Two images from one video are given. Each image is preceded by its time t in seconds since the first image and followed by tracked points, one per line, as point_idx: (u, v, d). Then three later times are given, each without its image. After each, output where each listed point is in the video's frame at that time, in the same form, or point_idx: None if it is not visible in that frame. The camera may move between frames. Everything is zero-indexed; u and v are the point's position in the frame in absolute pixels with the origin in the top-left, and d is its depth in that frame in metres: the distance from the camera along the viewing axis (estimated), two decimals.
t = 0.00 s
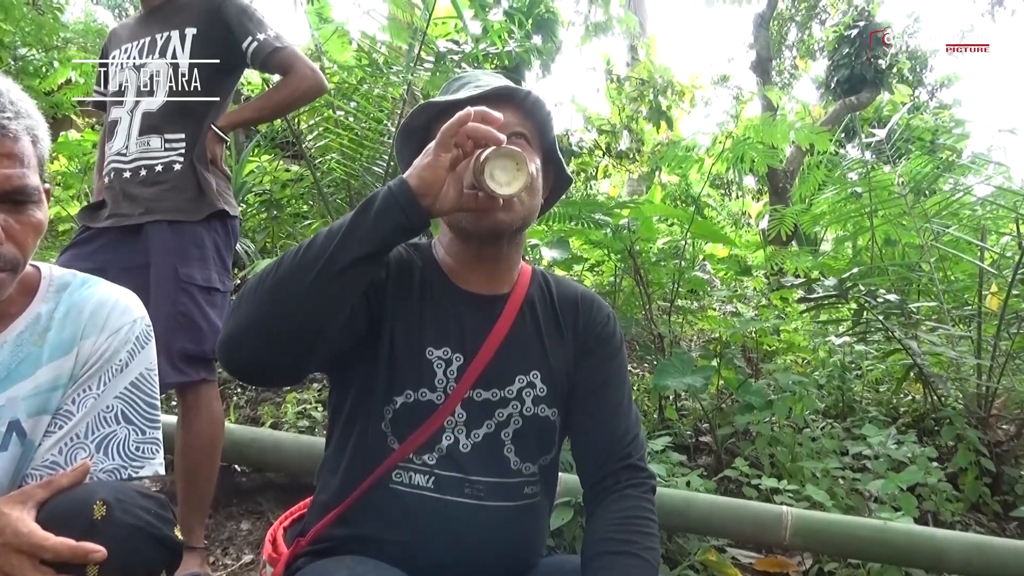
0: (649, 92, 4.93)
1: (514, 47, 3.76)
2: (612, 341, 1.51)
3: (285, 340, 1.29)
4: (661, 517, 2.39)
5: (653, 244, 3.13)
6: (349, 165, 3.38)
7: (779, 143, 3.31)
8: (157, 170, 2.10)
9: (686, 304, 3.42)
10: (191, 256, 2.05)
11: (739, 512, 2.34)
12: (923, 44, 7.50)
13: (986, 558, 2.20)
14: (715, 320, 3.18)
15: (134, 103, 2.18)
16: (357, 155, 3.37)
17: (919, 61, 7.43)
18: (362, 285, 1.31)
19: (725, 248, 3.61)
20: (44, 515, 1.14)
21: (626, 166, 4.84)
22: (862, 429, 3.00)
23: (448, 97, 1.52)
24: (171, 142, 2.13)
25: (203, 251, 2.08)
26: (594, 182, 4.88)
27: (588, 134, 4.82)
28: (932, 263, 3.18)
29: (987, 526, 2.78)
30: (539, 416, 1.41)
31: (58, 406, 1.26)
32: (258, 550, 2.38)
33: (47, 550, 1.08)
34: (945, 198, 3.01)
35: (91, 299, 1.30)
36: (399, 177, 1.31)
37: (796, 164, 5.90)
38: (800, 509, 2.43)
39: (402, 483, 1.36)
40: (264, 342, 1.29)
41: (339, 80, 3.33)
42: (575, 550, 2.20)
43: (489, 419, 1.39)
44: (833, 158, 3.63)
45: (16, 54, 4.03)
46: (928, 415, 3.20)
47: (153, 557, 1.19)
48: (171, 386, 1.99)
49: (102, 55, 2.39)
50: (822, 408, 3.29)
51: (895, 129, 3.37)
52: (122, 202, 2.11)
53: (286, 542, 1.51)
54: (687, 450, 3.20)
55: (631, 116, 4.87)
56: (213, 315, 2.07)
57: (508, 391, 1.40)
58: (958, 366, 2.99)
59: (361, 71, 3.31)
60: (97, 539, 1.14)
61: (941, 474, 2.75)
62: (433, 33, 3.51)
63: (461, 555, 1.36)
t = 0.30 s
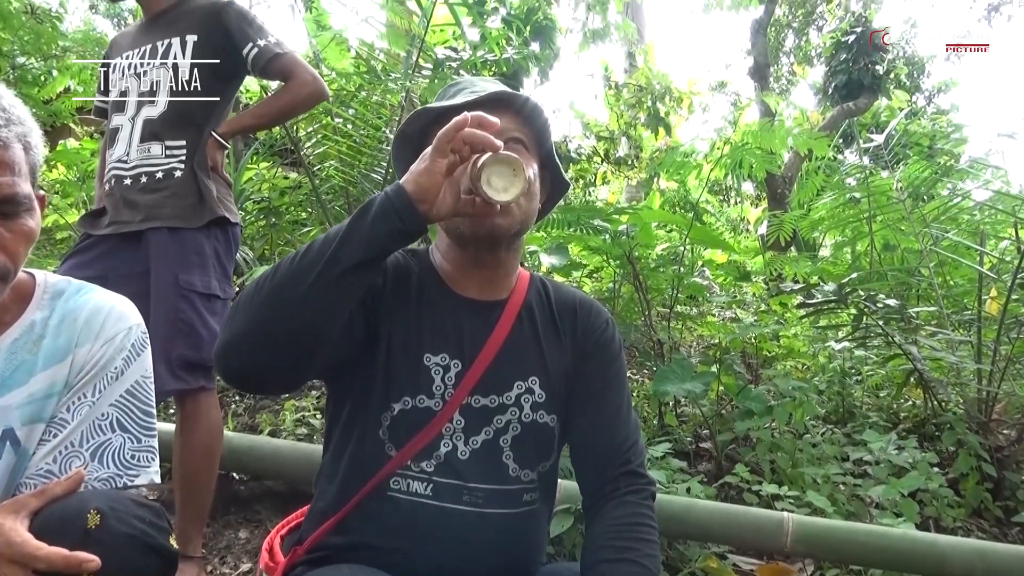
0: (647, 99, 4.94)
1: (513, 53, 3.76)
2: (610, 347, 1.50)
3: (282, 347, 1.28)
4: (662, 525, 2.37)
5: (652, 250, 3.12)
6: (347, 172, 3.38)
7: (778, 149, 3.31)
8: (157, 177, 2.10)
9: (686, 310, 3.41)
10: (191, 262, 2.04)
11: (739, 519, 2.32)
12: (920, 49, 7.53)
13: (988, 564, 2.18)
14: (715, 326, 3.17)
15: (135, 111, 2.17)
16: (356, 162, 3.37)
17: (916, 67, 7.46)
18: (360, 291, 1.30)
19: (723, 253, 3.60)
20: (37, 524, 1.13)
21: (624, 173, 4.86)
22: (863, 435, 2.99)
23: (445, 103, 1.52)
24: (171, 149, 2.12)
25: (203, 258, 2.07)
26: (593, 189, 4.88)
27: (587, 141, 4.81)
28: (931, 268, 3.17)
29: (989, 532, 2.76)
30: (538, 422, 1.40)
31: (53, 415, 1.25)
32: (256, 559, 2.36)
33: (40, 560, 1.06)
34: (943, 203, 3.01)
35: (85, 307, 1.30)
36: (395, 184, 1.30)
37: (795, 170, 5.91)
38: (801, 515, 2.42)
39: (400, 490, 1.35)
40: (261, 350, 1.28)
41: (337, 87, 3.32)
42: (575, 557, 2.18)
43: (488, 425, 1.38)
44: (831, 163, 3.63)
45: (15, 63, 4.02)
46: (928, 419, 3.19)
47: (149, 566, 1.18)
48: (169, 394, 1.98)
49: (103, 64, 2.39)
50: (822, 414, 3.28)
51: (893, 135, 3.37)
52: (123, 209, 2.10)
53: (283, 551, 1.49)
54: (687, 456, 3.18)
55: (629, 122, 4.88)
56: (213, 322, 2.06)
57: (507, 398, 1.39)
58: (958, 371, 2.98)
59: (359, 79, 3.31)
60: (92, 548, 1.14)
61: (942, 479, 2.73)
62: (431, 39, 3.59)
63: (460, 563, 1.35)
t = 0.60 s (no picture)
0: (645, 106, 4.95)
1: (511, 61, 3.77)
2: (609, 355, 1.49)
3: (281, 366, 1.28)
4: (663, 534, 2.35)
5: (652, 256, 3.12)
6: (346, 181, 3.37)
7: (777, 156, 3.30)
8: (156, 185, 2.09)
9: (686, 317, 3.40)
10: (189, 271, 2.03)
11: (740, 527, 2.31)
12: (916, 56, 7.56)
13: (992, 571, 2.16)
14: (714, 333, 3.15)
15: (134, 118, 2.17)
16: (354, 171, 3.36)
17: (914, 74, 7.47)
18: (359, 304, 1.30)
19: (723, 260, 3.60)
20: (30, 538, 1.12)
21: (622, 180, 4.80)
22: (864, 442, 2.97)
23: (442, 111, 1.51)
24: (170, 156, 2.11)
25: (201, 266, 2.06)
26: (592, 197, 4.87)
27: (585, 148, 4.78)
28: (931, 273, 3.17)
29: (992, 539, 2.74)
30: (537, 431, 1.39)
31: (47, 426, 1.23)
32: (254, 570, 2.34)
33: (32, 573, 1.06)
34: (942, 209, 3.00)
35: (81, 316, 1.29)
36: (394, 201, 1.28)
37: (793, 177, 5.91)
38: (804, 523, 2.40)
39: (398, 500, 1.34)
40: (260, 369, 1.28)
41: (335, 95, 3.31)
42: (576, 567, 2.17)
43: (487, 435, 1.37)
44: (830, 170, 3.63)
45: (14, 73, 4.02)
46: (930, 425, 3.17)
47: None
48: (167, 404, 1.97)
49: (103, 71, 2.39)
50: (823, 421, 3.27)
51: (892, 141, 3.37)
52: (121, 217, 2.09)
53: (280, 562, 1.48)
54: (688, 464, 3.17)
55: (627, 130, 4.89)
56: (211, 331, 2.05)
57: (506, 406, 1.38)
58: (959, 378, 2.95)
59: (357, 87, 3.31)
60: (84, 561, 1.12)
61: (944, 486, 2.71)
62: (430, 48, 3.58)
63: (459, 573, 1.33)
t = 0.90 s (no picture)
0: (643, 115, 4.95)
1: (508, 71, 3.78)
2: (608, 365, 1.48)
3: (281, 391, 1.27)
4: (664, 545, 2.33)
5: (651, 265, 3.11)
6: (345, 191, 3.37)
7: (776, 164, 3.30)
8: (155, 192, 2.08)
9: (686, 326, 3.39)
10: (190, 281, 2.03)
11: (741, 538, 2.29)
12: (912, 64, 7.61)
13: None
14: (713, 341, 3.14)
15: (132, 125, 2.16)
16: (353, 180, 3.36)
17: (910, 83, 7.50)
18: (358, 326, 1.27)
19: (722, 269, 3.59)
20: (21, 554, 1.12)
21: (620, 189, 4.82)
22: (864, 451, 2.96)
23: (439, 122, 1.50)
24: (169, 164, 2.10)
25: (202, 276, 2.05)
26: (590, 206, 4.87)
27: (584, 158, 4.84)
28: (930, 281, 3.16)
29: (994, 549, 2.72)
30: (535, 443, 1.38)
31: (41, 439, 1.22)
32: None
33: None
34: (940, 217, 3.00)
35: (76, 327, 1.28)
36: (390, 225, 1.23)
37: (791, 185, 5.92)
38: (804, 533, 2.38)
39: (395, 514, 1.33)
40: (261, 395, 1.27)
41: (334, 106, 3.31)
42: None
43: (484, 448, 1.36)
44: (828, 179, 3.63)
45: (13, 84, 4.01)
46: (930, 434, 3.16)
47: None
48: (165, 416, 1.95)
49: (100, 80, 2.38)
50: (823, 430, 3.26)
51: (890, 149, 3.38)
52: (120, 225, 2.08)
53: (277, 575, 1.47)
54: (688, 474, 3.16)
55: (625, 139, 4.89)
56: (212, 341, 2.04)
57: (503, 418, 1.37)
58: (959, 386, 2.95)
59: (356, 97, 3.31)
60: None
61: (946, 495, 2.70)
62: (427, 58, 3.61)
63: None
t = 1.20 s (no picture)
0: (641, 125, 4.96)
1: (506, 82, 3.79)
2: (606, 376, 1.48)
3: (282, 418, 1.27)
4: (666, 556, 2.32)
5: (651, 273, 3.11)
6: (344, 201, 3.37)
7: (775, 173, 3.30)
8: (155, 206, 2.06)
9: (685, 335, 3.38)
10: (192, 291, 2.03)
11: (743, 549, 2.27)
12: (907, 74, 7.64)
13: None
14: (714, 351, 3.13)
15: (136, 137, 2.16)
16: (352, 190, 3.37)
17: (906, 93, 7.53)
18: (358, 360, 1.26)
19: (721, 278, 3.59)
20: (19, 568, 1.11)
21: (619, 199, 4.80)
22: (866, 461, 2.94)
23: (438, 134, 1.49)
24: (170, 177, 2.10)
25: (203, 287, 2.06)
26: (589, 215, 4.86)
27: (582, 168, 4.81)
28: (930, 290, 3.16)
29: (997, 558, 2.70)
30: (535, 454, 1.37)
31: (38, 452, 1.22)
32: None
33: None
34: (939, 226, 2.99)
35: (74, 340, 1.27)
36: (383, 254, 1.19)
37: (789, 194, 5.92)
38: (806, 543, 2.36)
39: (394, 527, 1.33)
40: (263, 421, 1.27)
41: (334, 116, 3.32)
42: None
43: (484, 459, 1.35)
44: (827, 188, 3.63)
45: (12, 96, 4.02)
46: (931, 443, 3.15)
47: None
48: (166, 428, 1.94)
49: (105, 87, 2.38)
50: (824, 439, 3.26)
51: (888, 158, 3.38)
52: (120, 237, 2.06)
53: None
54: (689, 484, 3.14)
55: (623, 148, 4.89)
56: (214, 352, 2.04)
57: (502, 430, 1.36)
58: (959, 395, 2.94)
59: (355, 108, 3.32)
60: None
61: (948, 504, 2.68)
62: (426, 69, 3.62)
63: None
